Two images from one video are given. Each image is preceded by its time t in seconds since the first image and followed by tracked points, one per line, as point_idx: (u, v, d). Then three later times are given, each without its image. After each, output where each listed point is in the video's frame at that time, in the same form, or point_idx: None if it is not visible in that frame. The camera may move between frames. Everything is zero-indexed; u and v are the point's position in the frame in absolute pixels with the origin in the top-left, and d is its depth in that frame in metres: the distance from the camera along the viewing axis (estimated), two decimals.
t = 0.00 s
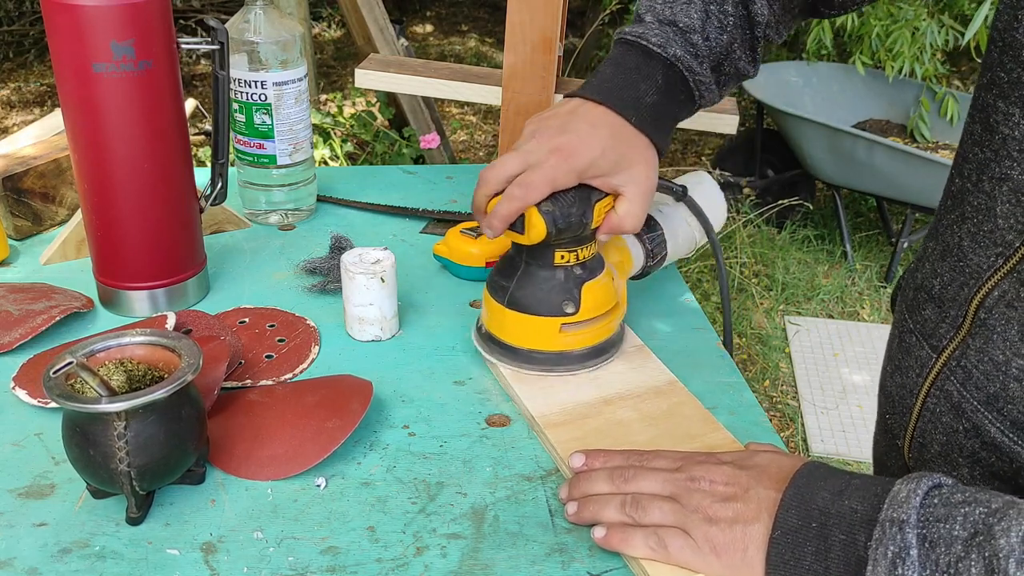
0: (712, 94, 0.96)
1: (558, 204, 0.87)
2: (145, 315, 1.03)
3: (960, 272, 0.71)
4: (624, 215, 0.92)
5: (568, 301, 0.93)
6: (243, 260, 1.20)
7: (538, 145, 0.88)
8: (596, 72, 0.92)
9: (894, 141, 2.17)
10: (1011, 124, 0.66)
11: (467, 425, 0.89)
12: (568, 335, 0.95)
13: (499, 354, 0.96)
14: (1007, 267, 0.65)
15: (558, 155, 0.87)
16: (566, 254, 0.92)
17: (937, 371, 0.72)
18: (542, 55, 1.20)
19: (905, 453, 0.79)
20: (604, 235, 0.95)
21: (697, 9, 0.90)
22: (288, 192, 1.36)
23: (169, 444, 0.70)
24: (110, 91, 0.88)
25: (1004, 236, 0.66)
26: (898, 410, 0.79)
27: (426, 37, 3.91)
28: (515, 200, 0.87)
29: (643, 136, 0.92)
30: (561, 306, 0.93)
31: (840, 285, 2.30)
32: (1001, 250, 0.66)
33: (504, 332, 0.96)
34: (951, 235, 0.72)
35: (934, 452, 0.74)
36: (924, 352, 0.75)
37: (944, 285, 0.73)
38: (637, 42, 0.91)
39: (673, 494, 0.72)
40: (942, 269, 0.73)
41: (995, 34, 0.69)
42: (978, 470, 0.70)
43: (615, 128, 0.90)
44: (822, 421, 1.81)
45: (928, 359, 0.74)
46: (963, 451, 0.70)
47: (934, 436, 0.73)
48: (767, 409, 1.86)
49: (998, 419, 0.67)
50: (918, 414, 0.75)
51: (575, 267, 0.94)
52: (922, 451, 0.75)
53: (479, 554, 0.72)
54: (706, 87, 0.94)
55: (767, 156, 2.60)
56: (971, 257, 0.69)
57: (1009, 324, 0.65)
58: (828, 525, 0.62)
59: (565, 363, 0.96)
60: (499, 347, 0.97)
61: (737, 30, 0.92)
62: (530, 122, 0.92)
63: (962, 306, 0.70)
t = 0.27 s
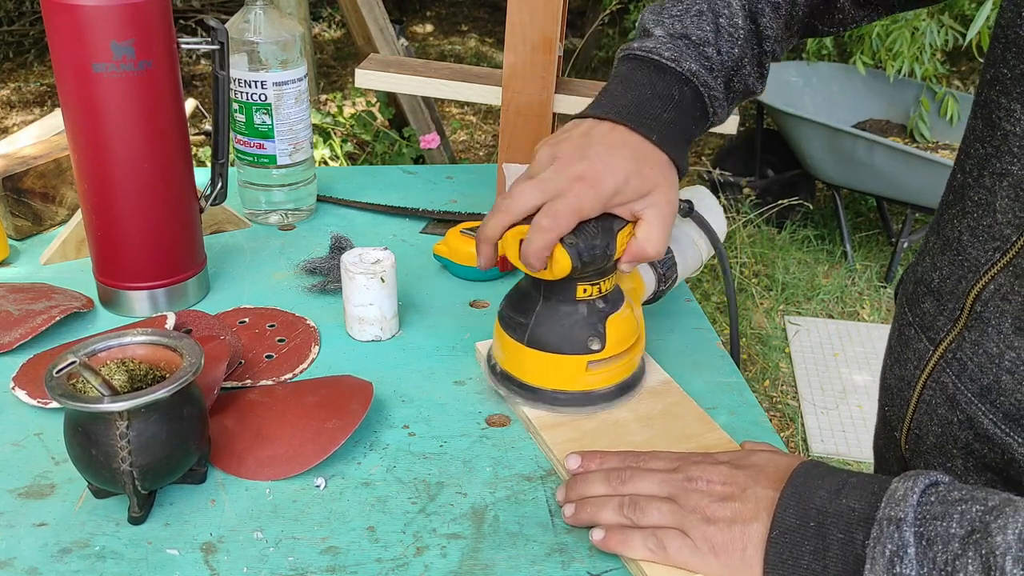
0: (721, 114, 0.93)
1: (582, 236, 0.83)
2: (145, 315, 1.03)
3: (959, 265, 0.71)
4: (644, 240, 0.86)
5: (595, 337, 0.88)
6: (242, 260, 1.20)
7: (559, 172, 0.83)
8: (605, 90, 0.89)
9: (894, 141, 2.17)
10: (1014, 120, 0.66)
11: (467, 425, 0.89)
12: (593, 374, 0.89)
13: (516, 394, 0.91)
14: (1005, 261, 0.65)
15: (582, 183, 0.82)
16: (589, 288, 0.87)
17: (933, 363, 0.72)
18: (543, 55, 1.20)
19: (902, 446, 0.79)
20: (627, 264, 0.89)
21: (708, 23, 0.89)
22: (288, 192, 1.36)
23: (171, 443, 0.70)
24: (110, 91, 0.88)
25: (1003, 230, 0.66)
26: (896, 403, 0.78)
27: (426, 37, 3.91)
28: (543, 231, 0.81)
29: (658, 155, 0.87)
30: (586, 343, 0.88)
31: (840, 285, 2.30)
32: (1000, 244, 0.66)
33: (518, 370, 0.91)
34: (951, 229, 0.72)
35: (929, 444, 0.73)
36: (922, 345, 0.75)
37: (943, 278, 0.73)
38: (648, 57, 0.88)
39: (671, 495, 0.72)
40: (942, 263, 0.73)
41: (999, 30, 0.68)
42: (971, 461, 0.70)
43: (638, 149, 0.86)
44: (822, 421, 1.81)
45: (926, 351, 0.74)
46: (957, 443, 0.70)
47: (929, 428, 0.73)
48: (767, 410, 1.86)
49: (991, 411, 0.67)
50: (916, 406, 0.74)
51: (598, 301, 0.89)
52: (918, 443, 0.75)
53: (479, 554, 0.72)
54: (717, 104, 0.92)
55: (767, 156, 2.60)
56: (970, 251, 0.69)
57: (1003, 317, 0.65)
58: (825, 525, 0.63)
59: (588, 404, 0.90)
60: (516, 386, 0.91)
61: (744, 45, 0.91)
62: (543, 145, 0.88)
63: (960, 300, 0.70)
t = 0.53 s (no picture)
0: (733, 91, 0.95)
1: (584, 213, 0.87)
2: (145, 315, 1.03)
3: (960, 265, 0.71)
4: (646, 217, 0.90)
5: (594, 309, 0.92)
6: (242, 260, 1.20)
7: (564, 152, 0.87)
8: (617, 73, 0.93)
9: (894, 141, 2.17)
10: (1009, 115, 0.66)
11: (468, 425, 0.89)
12: (592, 344, 0.94)
13: (518, 360, 0.96)
14: (1008, 259, 0.65)
15: (589, 163, 0.87)
16: (590, 262, 0.91)
17: (936, 363, 0.72)
18: (542, 55, 1.20)
19: (904, 446, 0.79)
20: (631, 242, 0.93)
21: (723, 6, 0.89)
22: (288, 192, 1.36)
23: (172, 443, 0.70)
24: (110, 91, 0.88)
25: (1003, 228, 0.66)
26: (898, 404, 0.79)
27: (426, 37, 3.91)
28: (545, 205, 0.86)
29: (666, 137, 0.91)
30: (585, 313, 0.92)
31: (840, 285, 2.30)
32: (1001, 242, 0.66)
33: (527, 340, 0.95)
34: (951, 228, 0.72)
35: (932, 445, 0.73)
36: (924, 345, 0.75)
37: (944, 277, 0.73)
38: (661, 40, 0.90)
39: (670, 495, 0.72)
40: (942, 262, 0.73)
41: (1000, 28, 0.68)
42: (976, 462, 0.70)
43: (646, 130, 0.90)
44: (822, 421, 1.80)
45: (928, 352, 0.74)
46: (961, 444, 0.70)
47: (933, 429, 0.73)
48: (767, 410, 1.86)
49: (996, 411, 0.67)
50: (917, 407, 0.75)
51: (599, 274, 0.93)
52: (921, 444, 0.75)
53: (479, 554, 0.72)
54: (730, 84, 0.93)
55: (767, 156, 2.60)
56: (971, 250, 0.69)
57: (1008, 315, 0.65)
58: (825, 525, 0.63)
59: (589, 372, 0.94)
60: (518, 352, 0.96)
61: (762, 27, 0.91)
62: (555, 128, 0.92)
63: (963, 299, 0.70)
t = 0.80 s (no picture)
0: (706, 107, 0.95)
1: (556, 225, 0.85)
2: (145, 315, 1.03)
3: (960, 264, 0.71)
4: (619, 230, 0.89)
5: (568, 324, 0.91)
6: (242, 261, 1.20)
7: (533, 163, 0.86)
8: (591, 82, 0.92)
9: (895, 141, 2.17)
10: (1015, 118, 0.66)
11: (467, 425, 0.89)
12: (567, 359, 0.92)
13: (492, 375, 0.94)
14: (1005, 258, 0.65)
15: (559, 174, 0.86)
16: (564, 275, 0.90)
17: (935, 362, 0.72)
18: (542, 55, 1.20)
19: (904, 445, 0.78)
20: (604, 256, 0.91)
21: (695, 16, 0.90)
22: (288, 192, 1.36)
23: (173, 442, 0.70)
24: (110, 91, 0.88)
25: (1004, 228, 0.66)
26: (898, 403, 0.78)
27: (426, 37, 3.91)
28: (513, 217, 0.84)
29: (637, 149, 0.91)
30: (560, 329, 0.91)
31: (840, 285, 2.30)
32: (1000, 241, 0.66)
33: (502, 356, 0.93)
34: (952, 228, 0.72)
35: (932, 443, 0.73)
36: (924, 343, 0.75)
37: (944, 276, 0.73)
38: (633, 50, 0.90)
39: (669, 496, 0.72)
40: (942, 262, 0.73)
41: (999, 30, 0.69)
42: (975, 459, 0.70)
43: (616, 140, 0.89)
44: (822, 421, 1.80)
45: (928, 350, 0.74)
46: (960, 441, 0.70)
47: (932, 427, 0.73)
48: (767, 410, 1.87)
49: (994, 408, 0.67)
50: (917, 405, 0.75)
51: (573, 288, 0.91)
52: (922, 442, 0.75)
53: (479, 554, 0.72)
54: (704, 97, 0.94)
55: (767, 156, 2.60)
56: (971, 250, 0.69)
57: (1004, 313, 0.65)
58: (825, 525, 0.63)
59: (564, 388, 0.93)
60: (493, 369, 0.94)
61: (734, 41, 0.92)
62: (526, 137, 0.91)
63: (961, 297, 0.70)
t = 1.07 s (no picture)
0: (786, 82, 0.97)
1: (653, 208, 0.89)
2: (145, 315, 1.03)
3: (957, 273, 0.71)
4: (707, 211, 0.92)
5: (660, 303, 0.94)
6: (243, 260, 1.20)
7: (629, 150, 0.89)
8: (671, 75, 0.93)
9: (894, 141, 2.17)
10: (1003, 122, 0.66)
11: (467, 425, 0.89)
12: (658, 339, 0.95)
13: (583, 356, 0.97)
14: (1004, 267, 0.65)
15: (655, 161, 0.88)
16: (656, 258, 0.94)
17: (935, 372, 0.72)
18: (543, 55, 1.20)
19: (904, 455, 0.78)
20: (694, 238, 0.95)
21: None
22: (288, 192, 1.36)
23: (173, 442, 0.70)
24: (110, 91, 0.88)
25: (999, 235, 0.66)
26: (897, 413, 0.78)
27: (426, 37, 3.91)
28: (614, 202, 0.88)
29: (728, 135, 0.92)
30: (652, 309, 0.94)
31: (840, 285, 2.30)
32: (998, 249, 0.66)
33: (589, 336, 0.97)
34: (947, 235, 0.72)
35: (934, 455, 0.73)
36: (922, 354, 0.75)
37: (940, 285, 0.73)
38: (710, 38, 0.91)
39: (668, 497, 0.72)
40: (938, 270, 0.73)
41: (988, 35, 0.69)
42: (979, 472, 0.70)
43: (705, 126, 0.90)
44: (822, 421, 1.80)
45: (926, 360, 0.74)
46: (963, 452, 0.70)
47: (934, 438, 0.73)
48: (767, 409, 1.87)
49: (998, 420, 0.66)
50: (918, 416, 0.75)
51: (664, 269, 0.95)
52: (922, 454, 0.75)
53: (479, 554, 0.72)
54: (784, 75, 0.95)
55: (767, 156, 2.60)
56: (967, 257, 0.69)
57: (1007, 323, 0.65)
58: (824, 525, 0.63)
59: (653, 367, 0.96)
60: (583, 349, 0.97)
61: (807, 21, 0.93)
62: (613, 126, 0.94)
63: (959, 307, 0.70)
